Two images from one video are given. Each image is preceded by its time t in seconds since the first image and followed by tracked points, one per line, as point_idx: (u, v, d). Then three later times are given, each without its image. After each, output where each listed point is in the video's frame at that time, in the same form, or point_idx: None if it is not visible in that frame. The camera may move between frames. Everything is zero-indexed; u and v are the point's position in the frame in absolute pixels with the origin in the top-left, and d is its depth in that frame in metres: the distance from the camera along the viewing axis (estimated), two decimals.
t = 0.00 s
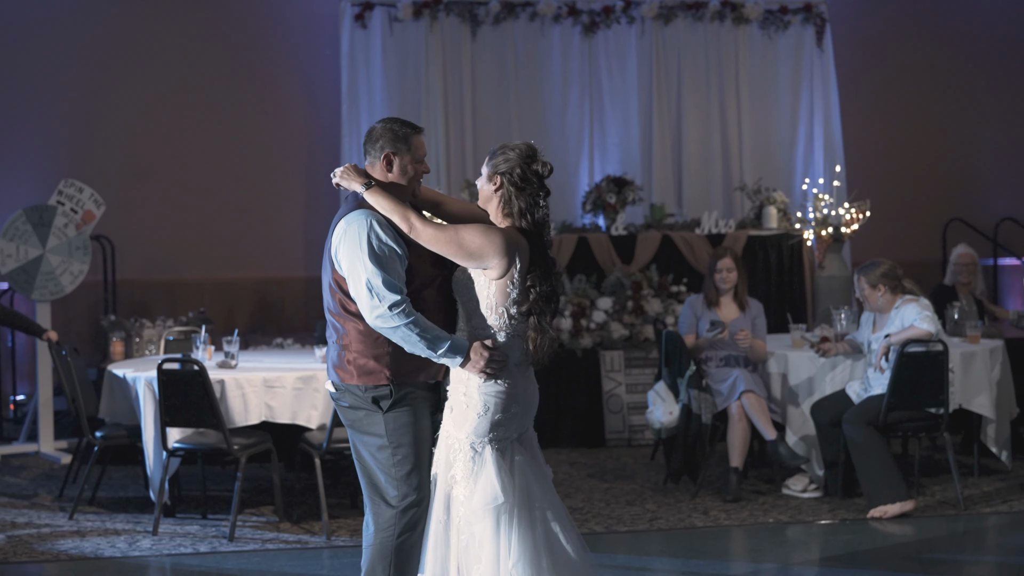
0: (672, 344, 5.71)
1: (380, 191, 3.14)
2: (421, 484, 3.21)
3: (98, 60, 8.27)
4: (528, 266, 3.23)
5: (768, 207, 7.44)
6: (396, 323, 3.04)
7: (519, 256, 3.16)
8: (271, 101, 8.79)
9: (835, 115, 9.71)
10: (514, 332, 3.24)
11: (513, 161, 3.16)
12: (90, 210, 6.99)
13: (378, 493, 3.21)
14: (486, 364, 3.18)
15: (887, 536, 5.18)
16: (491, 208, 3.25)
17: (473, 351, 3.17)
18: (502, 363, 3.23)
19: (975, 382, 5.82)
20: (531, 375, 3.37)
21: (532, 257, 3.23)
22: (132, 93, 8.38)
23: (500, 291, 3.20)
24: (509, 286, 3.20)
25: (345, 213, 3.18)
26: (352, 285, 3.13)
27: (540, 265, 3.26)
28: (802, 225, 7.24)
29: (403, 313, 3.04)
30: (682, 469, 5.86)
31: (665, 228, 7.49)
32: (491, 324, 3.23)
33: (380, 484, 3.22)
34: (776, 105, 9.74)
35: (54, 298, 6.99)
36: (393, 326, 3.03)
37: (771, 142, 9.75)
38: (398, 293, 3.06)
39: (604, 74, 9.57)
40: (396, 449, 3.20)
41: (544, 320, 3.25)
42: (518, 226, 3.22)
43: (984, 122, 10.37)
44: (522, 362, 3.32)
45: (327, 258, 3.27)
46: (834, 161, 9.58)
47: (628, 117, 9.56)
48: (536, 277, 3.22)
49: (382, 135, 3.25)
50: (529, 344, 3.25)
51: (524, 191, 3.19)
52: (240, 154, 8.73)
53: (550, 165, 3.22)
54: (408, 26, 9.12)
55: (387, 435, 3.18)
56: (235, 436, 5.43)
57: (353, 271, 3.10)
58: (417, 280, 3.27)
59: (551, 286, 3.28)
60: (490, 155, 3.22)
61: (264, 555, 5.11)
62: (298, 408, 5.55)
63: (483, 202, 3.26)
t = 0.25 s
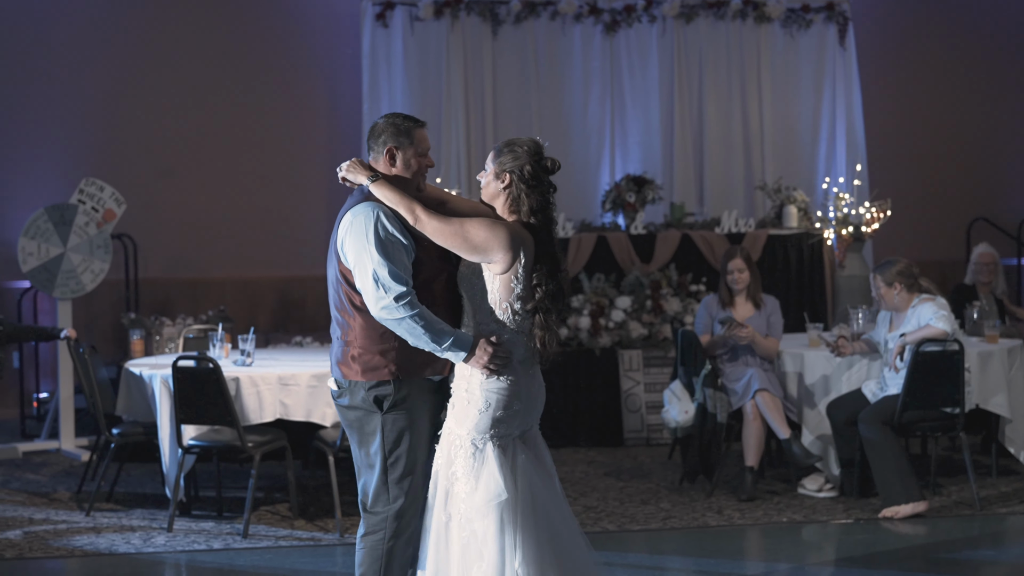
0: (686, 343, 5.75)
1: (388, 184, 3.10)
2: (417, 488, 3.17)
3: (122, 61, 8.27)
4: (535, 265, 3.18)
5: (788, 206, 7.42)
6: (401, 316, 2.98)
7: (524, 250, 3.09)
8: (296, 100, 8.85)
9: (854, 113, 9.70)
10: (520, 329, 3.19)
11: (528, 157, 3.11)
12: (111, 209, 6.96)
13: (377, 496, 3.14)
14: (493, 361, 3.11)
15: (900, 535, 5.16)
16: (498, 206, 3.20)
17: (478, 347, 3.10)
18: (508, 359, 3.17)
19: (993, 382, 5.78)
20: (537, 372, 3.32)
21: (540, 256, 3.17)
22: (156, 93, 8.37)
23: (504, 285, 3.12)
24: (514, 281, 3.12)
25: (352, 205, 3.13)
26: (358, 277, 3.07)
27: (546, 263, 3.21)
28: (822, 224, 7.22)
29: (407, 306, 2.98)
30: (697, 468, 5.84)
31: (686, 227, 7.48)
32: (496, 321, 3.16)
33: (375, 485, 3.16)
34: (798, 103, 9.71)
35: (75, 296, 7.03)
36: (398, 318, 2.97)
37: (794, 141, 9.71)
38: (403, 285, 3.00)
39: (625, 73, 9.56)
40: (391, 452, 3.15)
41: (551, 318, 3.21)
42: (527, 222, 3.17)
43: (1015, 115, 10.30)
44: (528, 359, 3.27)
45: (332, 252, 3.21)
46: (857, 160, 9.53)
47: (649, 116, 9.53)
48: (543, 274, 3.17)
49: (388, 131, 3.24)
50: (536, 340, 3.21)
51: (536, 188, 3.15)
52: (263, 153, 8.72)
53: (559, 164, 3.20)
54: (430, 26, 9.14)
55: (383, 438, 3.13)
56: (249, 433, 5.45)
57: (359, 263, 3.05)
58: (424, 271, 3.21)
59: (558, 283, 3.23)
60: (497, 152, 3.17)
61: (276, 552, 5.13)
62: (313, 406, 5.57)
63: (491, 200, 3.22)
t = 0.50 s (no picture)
0: (702, 342, 5.75)
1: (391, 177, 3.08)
2: (413, 488, 3.16)
3: (145, 62, 8.29)
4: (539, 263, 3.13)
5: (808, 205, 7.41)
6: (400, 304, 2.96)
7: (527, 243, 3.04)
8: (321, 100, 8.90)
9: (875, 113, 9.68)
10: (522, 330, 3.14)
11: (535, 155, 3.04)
12: (132, 208, 7.00)
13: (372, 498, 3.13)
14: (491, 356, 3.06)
15: (913, 535, 5.14)
16: (501, 203, 3.13)
17: (477, 340, 3.04)
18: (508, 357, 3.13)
19: (1010, 382, 5.76)
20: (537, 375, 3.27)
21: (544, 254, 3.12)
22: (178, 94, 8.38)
23: (505, 278, 3.06)
24: (516, 276, 3.06)
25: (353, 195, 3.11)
26: (358, 266, 3.06)
27: (549, 263, 3.16)
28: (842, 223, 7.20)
29: (406, 294, 2.96)
30: (712, 468, 5.84)
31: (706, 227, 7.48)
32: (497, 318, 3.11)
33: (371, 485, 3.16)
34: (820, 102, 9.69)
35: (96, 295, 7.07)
36: (397, 306, 2.95)
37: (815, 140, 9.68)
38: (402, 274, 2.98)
39: (646, 72, 9.55)
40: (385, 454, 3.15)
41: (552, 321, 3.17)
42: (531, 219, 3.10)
43: None
44: (528, 358, 3.22)
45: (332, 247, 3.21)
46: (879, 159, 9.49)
47: (671, 115, 9.53)
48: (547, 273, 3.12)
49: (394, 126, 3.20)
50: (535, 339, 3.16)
51: (542, 187, 3.09)
52: (286, 153, 8.71)
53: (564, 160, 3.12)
54: (451, 25, 9.15)
55: (377, 440, 3.12)
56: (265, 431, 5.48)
57: (358, 251, 3.04)
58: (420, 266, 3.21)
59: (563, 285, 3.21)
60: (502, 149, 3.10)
61: (289, 550, 5.15)
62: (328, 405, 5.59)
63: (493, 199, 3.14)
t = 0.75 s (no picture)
0: (724, 340, 5.73)
1: (398, 175, 3.14)
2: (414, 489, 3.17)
3: (172, 64, 8.33)
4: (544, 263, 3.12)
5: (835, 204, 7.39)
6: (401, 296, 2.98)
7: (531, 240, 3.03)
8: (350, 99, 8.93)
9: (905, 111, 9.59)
10: (524, 329, 3.14)
11: (544, 158, 3.03)
12: (159, 207, 7.04)
13: (374, 500, 3.14)
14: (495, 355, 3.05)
15: (935, 536, 5.11)
16: (509, 203, 3.13)
17: (478, 337, 3.03)
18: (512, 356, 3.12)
19: None
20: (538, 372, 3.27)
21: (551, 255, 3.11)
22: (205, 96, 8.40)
23: (508, 276, 3.05)
24: (521, 275, 3.05)
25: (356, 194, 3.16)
26: (359, 263, 3.09)
27: (556, 264, 3.15)
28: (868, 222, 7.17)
29: (407, 286, 2.98)
30: (734, 468, 5.83)
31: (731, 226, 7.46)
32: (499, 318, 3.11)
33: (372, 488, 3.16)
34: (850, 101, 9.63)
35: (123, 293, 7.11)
36: (397, 297, 2.97)
37: (845, 139, 9.59)
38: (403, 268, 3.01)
39: (673, 70, 9.40)
40: (386, 456, 3.16)
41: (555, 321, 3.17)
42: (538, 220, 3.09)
43: None
44: (531, 358, 3.21)
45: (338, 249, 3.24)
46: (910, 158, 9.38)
47: (699, 113, 9.39)
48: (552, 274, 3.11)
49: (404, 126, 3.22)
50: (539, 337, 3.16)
51: (551, 188, 3.07)
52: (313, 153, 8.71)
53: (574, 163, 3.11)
54: (478, 24, 9.00)
55: (377, 442, 3.13)
56: (287, 429, 5.51)
57: (359, 246, 3.07)
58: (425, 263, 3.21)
59: (567, 285, 3.19)
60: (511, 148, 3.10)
61: (309, 547, 5.17)
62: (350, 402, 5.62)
63: (502, 198, 3.14)
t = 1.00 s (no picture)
0: (745, 340, 5.72)
1: (404, 175, 3.09)
2: (422, 489, 3.13)
3: (197, 63, 8.33)
4: (548, 262, 3.04)
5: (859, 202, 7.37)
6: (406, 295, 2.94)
7: (532, 236, 2.96)
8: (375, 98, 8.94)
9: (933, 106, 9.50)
10: (529, 330, 3.05)
11: (546, 155, 2.99)
12: (183, 205, 7.06)
13: (380, 501, 3.11)
14: (499, 355, 2.96)
15: (954, 536, 5.08)
16: (514, 202, 3.09)
17: (480, 336, 2.94)
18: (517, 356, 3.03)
19: None
20: (547, 372, 3.18)
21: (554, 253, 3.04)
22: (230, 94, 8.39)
23: (511, 274, 2.98)
24: (523, 272, 2.97)
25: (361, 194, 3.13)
26: (364, 263, 3.06)
27: (561, 263, 3.08)
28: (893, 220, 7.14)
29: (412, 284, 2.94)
30: (754, 467, 5.81)
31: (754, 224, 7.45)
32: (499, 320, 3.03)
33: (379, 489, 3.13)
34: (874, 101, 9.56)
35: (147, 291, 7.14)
36: (402, 295, 2.93)
37: (871, 138, 9.52)
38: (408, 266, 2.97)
39: (698, 68, 9.35)
40: (393, 456, 3.12)
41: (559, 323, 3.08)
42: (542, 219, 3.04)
43: None
44: (538, 359, 3.12)
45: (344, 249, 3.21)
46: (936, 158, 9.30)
47: (722, 114, 9.34)
48: (556, 272, 3.03)
49: (410, 128, 3.19)
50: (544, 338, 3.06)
51: (554, 187, 3.03)
52: (338, 151, 8.63)
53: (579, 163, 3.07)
54: (501, 23, 8.99)
55: (382, 443, 3.10)
56: (305, 427, 5.52)
57: (364, 246, 3.03)
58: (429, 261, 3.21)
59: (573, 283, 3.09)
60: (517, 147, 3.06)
61: (326, 545, 5.18)
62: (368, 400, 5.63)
63: (507, 197, 3.10)
